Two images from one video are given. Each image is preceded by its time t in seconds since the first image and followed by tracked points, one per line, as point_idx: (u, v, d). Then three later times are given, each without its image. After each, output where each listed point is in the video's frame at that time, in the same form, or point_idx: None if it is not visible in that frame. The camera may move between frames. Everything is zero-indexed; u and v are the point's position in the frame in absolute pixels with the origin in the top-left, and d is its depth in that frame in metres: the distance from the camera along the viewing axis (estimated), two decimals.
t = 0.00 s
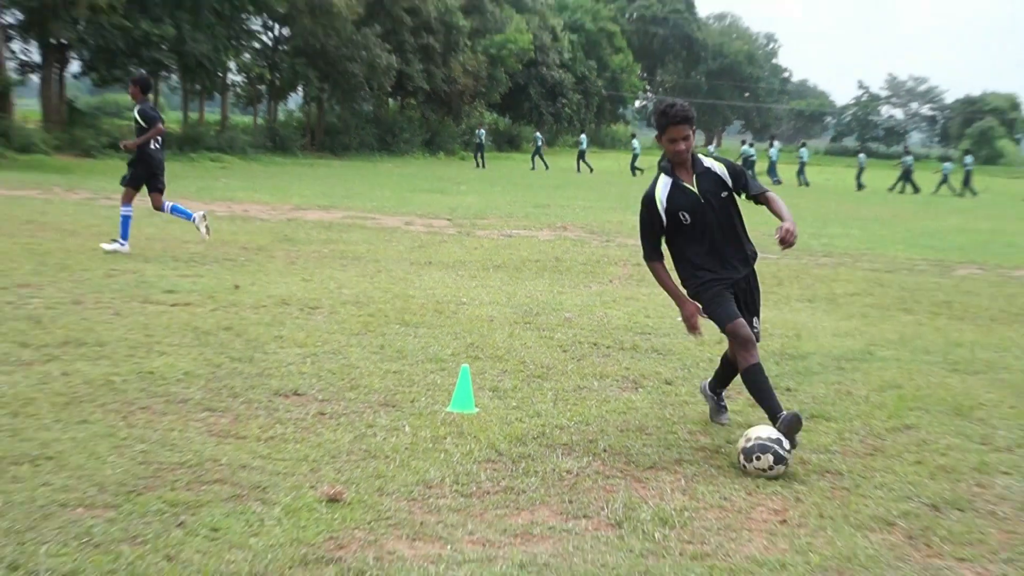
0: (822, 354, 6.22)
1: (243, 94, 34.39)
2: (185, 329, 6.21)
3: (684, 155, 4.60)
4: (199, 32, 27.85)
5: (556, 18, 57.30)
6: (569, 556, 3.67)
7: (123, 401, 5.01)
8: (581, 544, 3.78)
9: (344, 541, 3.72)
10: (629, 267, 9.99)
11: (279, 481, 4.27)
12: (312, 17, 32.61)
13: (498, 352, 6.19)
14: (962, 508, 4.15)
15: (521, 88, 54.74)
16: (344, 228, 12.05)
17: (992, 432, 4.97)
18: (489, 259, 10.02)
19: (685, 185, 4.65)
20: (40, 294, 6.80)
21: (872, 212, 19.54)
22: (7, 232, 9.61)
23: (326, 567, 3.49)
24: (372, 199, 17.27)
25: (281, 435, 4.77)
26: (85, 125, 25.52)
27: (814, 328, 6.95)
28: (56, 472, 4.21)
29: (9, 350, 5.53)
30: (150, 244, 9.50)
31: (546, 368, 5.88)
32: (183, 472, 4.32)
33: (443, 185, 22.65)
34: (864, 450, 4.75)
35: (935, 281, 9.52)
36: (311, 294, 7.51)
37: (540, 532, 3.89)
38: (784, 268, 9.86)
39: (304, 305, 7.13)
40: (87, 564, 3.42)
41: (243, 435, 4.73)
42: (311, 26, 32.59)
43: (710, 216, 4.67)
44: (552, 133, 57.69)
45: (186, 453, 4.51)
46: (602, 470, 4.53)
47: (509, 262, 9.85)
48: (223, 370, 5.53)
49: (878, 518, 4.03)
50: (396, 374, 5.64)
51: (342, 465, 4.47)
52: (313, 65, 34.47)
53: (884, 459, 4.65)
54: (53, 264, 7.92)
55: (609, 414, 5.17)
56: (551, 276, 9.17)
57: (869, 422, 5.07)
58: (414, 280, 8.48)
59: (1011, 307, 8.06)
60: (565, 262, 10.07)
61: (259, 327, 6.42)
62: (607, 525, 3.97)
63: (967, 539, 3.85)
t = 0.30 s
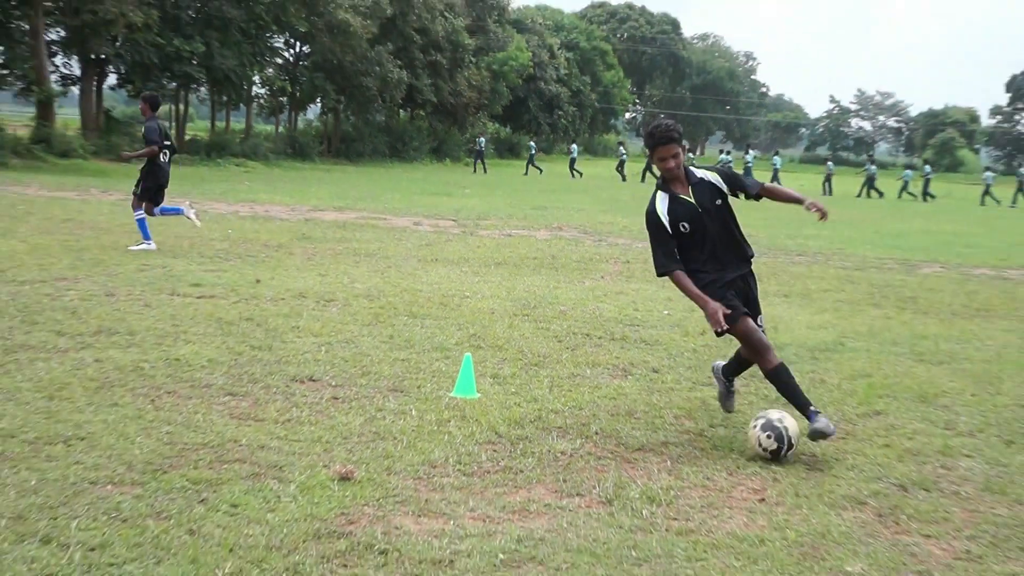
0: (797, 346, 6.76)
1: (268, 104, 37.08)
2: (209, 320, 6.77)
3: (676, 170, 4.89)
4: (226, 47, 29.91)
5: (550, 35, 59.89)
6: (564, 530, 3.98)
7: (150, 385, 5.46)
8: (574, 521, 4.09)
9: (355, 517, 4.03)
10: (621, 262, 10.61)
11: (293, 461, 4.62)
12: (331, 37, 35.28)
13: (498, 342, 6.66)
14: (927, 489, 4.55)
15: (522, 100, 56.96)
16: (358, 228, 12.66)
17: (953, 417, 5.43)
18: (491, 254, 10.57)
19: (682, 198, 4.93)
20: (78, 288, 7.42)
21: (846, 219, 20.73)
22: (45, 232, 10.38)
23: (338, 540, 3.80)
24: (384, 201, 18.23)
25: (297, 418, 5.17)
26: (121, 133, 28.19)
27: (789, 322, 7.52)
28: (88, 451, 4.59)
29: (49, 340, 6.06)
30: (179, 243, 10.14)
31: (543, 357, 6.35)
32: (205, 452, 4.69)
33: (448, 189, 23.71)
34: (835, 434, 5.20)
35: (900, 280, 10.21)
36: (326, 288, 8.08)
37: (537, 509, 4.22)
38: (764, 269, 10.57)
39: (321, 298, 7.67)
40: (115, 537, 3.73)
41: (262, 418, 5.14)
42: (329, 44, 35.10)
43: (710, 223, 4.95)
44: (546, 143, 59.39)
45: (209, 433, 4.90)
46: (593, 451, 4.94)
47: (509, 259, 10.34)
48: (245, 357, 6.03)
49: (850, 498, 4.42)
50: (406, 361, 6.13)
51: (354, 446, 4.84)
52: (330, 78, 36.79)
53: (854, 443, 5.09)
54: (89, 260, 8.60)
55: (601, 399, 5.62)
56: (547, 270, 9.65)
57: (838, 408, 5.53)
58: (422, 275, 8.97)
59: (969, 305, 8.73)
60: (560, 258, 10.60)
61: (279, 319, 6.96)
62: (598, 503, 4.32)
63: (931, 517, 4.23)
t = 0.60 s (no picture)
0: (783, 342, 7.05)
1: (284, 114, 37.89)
2: (228, 317, 7.10)
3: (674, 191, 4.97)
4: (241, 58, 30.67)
5: (548, 46, 60.82)
6: (563, 516, 4.25)
7: (171, 379, 5.77)
8: (572, 507, 4.35)
9: (364, 505, 4.30)
10: (617, 262, 10.91)
11: (308, 451, 4.91)
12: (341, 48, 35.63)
13: (500, 338, 6.96)
14: (908, 478, 4.82)
15: (521, 110, 57.36)
16: (365, 229, 13.00)
17: (932, 410, 5.71)
18: (493, 254, 10.89)
19: (685, 216, 5.00)
20: (101, 286, 7.75)
21: (831, 223, 21.23)
22: (67, 232, 10.77)
23: (349, 526, 4.05)
24: (391, 203, 18.61)
25: (309, 410, 5.47)
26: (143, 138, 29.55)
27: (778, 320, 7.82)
28: (112, 441, 4.87)
29: (74, 335, 6.39)
30: (198, 244, 10.47)
31: (542, 352, 6.65)
32: (223, 442, 4.97)
33: (452, 192, 24.08)
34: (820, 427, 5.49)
35: (881, 279, 10.52)
36: (337, 286, 8.40)
37: (537, 496, 4.48)
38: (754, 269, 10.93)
39: (331, 297, 7.99)
40: (137, 523, 3.98)
41: (277, 410, 5.44)
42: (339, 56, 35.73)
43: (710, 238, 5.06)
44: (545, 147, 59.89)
45: (227, 424, 5.19)
46: (590, 442, 5.23)
47: (511, 259, 10.63)
48: (260, 353, 6.33)
49: (834, 486, 4.69)
50: (412, 357, 6.43)
51: (364, 437, 5.13)
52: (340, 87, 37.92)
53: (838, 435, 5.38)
54: (111, 260, 8.93)
55: (596, 393, 5.91)
56: (547, 270, 9.96)
57: (823, 401, 5.82)
58: (427, 274, 9.25)
59: (947, 303, 9.05)
60: (558, 258, 10.89)
61: (291, 316, 7.28)
62: (596, 491, 4.58)
63: (911, 504, 4.49)
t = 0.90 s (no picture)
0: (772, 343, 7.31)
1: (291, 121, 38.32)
2: (240, 316, 7.34)
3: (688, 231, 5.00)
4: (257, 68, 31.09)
5: (549, 58, 61.56)
6: (560, 510, 4.44)
7: (184, 376, 5.99)
8: (569, 502, 4.56)
9: (368, 498, 4.44)
10: (614, 266, 11.16)
11: (314, 445, 5.10)
12: (350, 58, 36.26)
13: (500, 338, 7.20)
14: (891, 474, 5.05)
15: (522, 119, 57.81)
16: (372, 232, 13.28)
17: (914, 408, 5.95)
18: (495, 258, 11.16)
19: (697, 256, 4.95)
20: (118, 285, 8.01)
21: (822, 228, 21.63)
22: (86, 234, 11.06)
23: (354, 518, 4.19)
24: (398, 209, 18.93)
25: (317, 405, 5.71)
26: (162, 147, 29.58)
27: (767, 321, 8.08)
28: (126, 435, 5.06)
29: (93, 333, 6.64)
30: (209, 246, 10.72)
31: (541, 351, 6.90)
32: (234, 437, 5.16)
33: (456, 199, 24.41)
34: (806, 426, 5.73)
35: (867, 283, 10.80)
36: (346, 287, 8.65)
37: (535, 491, 4.68)
38: (746, 271, 11.22)
39: (340, 297, 8.24)
40: (150, 514, 4.11)
41: (285, 406, 5.66)
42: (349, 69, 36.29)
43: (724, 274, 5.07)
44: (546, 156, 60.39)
45: (238, 419, 5.41)
46: (587, 438, 5.46)
47: (512, 262, 10.89)
48: (271, 352, 6.57)
49: (820, 482, 4.91)
50: (415, 355, 6.68)
51: (369, 432, 5.34)
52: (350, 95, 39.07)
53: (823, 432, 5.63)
54: (128, 261, 9.18)
55: (592, 391, 6.15)
56: (547, 273, 10.21)
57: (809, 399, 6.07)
58: (432, 275, 9.51)
59: (930, 305, 9.31)
60: (557, 262, 11.15)
61: (300, 316, 7.52)
62: (591, 486, 4.81)
63: (893, 499, 4.71)
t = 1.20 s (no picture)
0: (766, 341, 7.54)
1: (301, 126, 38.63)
2: (253, 313, 7.59)
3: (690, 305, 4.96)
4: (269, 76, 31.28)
5: (551, 67, 61.82)
6: (561, 500, 4.68)
7: (200, 370, 6.24)
8: (569, 492, 4.80)
9: (376, 488, 4.68)
10: (613, 266, 11.41)
11: (325, 437, 5.34)
12: (360, 69, 36.43)
13: (504, 335, 7.45)
14: (880, 467, 5.28)
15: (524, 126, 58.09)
16: (378, 233, 13.55)
17: (903, 403, 6.18)
18: (498, 258, 11.40)
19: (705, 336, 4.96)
20: (135, 284, 8.25)
21: (813, 230, 22.02)
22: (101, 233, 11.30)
23: (363, 508, 4.42)
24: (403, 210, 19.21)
25: (327, 399, 5.94)
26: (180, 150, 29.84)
27: (762, 320, 8.32)
28: (144, 428, 5.29)
29: (111, 330, 6.88)
30: (221, 246, 10.98)
31: (543, 348, 7.15)
32: (249, 428, 5.40)
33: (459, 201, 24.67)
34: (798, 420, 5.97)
35: (857, 283, 11.05)
36: (355, 286, 8.90)
37: (536, 482, 4.92)
38: (740, 272, 11.46)
39: (348, 295, 8.49)
40: (166, 503, 4.33)
41: (296, 399, 5.90)
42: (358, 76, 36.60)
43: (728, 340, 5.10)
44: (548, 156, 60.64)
45: (252, 411, 5.66)
46: (587, 431, 5.70)
47: (514, 262, 11.13)
48: (282, 348, 6.82)
49: (812, 475, 5.15)
50: (422, 351, 6.93)
51: (377, 425, 5.58)
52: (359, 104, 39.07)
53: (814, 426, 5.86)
54: (144, 260, 9.42)
55: (593, 386, 6.40)
56: (549, 273, 10.46)
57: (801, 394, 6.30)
58: (437, 275, 9.75)
59: (917, 305, 9.55)
60: (558, 262, 11.38)
61: (310, 312, 7.78)
62: (591, 477, 5.05)
63: (884, 492, 4.94)
